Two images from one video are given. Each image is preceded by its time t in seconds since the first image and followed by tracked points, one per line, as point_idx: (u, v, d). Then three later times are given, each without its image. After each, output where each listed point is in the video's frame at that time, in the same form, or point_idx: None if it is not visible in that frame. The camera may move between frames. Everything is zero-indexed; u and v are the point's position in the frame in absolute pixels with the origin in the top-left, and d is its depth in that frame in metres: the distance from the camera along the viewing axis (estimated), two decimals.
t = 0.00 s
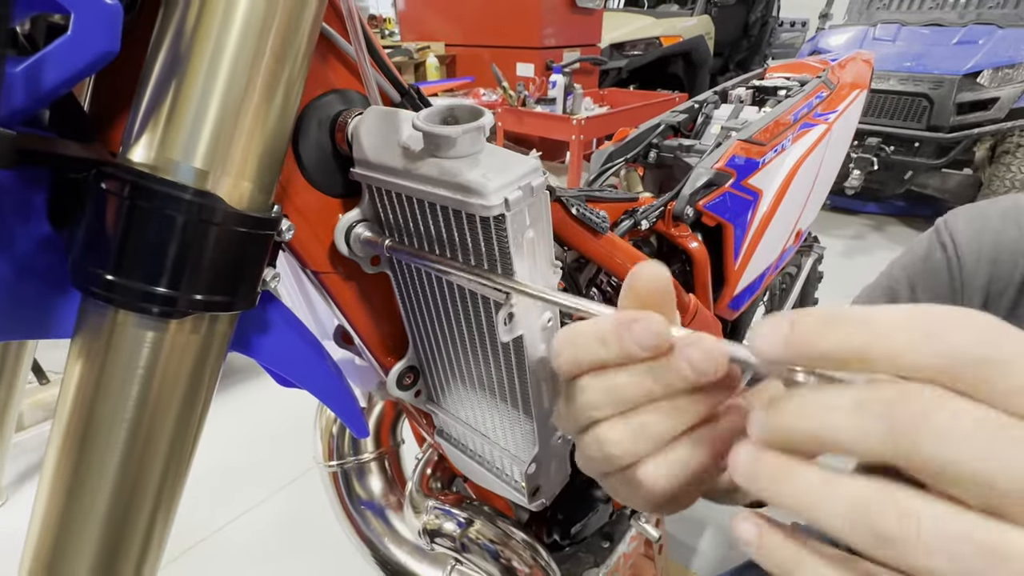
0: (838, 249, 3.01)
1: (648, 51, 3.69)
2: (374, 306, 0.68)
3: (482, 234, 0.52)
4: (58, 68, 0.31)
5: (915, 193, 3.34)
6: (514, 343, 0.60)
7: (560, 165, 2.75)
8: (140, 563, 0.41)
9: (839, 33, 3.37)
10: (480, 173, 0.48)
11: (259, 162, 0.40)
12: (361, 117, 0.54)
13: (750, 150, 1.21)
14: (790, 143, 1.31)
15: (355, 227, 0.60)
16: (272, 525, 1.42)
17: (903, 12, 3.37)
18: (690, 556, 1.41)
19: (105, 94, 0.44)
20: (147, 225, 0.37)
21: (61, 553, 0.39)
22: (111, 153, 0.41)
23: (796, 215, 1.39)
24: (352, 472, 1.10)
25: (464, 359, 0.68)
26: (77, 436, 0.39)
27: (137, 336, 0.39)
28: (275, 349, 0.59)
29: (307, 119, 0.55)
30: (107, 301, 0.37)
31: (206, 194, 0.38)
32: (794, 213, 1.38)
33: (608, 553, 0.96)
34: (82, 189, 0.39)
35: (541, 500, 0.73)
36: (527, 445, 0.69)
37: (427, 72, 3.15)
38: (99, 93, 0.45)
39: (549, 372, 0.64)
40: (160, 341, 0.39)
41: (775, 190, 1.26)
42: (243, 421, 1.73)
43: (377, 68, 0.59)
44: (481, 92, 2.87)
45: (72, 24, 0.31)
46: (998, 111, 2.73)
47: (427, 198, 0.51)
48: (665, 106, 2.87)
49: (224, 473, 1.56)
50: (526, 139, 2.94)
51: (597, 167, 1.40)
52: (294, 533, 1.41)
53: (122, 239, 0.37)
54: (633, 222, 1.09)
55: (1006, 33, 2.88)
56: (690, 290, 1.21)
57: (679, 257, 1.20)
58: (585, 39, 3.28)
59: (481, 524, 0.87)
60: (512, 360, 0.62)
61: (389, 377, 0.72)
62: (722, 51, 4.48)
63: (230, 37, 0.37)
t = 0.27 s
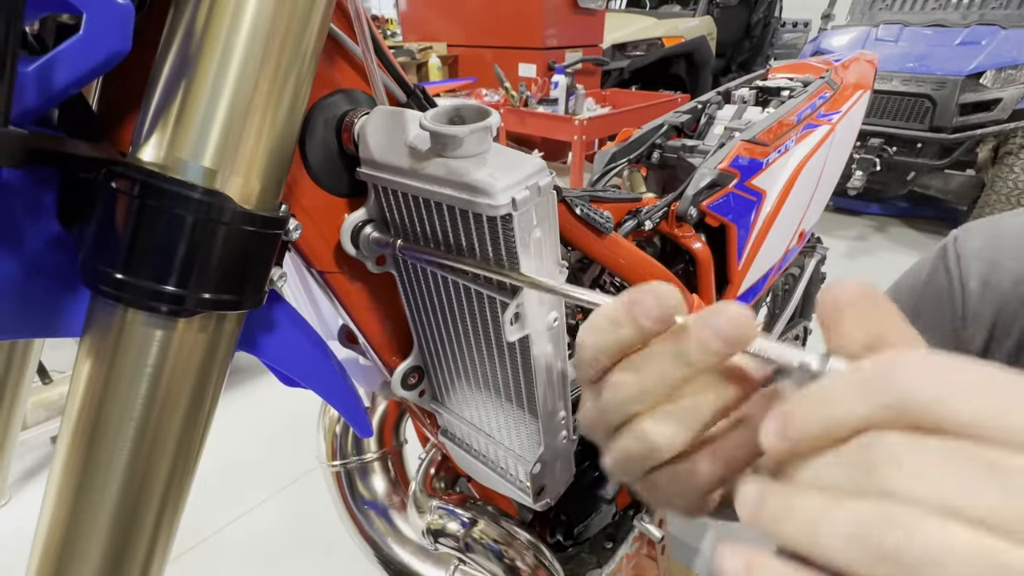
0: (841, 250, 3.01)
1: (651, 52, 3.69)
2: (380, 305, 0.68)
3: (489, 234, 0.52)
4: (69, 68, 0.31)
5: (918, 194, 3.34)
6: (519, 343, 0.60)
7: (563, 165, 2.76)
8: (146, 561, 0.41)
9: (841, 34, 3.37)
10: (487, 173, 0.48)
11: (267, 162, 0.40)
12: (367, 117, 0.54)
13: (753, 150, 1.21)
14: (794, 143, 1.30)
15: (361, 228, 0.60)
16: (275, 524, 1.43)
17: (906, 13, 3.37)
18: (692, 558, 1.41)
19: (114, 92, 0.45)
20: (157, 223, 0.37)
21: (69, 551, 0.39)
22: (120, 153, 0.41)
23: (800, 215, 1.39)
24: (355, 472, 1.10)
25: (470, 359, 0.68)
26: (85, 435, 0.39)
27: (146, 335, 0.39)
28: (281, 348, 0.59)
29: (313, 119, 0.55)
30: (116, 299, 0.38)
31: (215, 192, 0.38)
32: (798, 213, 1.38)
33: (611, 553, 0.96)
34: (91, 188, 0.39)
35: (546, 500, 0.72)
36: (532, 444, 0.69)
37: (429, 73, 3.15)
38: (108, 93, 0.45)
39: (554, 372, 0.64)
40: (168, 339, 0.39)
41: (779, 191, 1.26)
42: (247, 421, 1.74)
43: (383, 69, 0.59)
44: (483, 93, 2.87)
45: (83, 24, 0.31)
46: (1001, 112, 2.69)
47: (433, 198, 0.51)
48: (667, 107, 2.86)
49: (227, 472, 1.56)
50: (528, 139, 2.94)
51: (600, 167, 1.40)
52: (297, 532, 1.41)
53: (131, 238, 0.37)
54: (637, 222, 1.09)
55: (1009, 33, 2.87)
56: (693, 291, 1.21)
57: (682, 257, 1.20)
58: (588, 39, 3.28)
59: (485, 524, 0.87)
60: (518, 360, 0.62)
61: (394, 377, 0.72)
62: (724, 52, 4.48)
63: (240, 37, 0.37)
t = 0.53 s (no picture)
0: (843, 251, 3.00)
1: (651, 53, 3.70)
2: (381, 305, 0.68)
3: (490, 233, 0.52)
4: (72, 65, 0.31)
5: (919, 195, 3.33)
6: (521, 343, 0.60)
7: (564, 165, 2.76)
8: (147, 560, 0.41)
9: (842, 34, 3.36)
10: (489, 172, 0.48)
11: (269, 161, 0.40)
12: (369, 116, 0.54)
13: (755, 151, 1.21)
14: (795, 143, 1.30)
15: (362, 227, 0.60)
16: (275, 524, 1.42)
17: (907, 14, 3.37)
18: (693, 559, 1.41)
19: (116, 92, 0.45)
20: (159, 222, 0.37)
21: (71, 548, 0.39)
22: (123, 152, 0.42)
23: (801, 216, 1.39)
24: (356, 472, 1.10)
25: (471, 359, 0.68)
26: (87, 434, 0.39)
27: (147, 334, 0.39)
28: (282, 347, 0.59)
29: (315, 118, 0.55)
30: (117, 298, 0.37)
31: (217, 191, 0.38)
32: (799, 214, 1.37)
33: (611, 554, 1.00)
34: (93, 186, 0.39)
35: (548, 500, 0.72)
36: (534, 444, 0.69)
37: (430, 73, 3.15)
38: (109, 93, 0.45)
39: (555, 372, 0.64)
40: (170, 338, 0.39)
41: (780, 191, 1.26)
42: (248, 420, 1.74)
43: (385, 68, 0.59)
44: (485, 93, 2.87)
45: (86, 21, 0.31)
46: (1003, 112, 2.70)
47: (435, 197, 0.51)
48: (668, 107, 2.86)
49: (228, 471, 1.56)
50: (530, 139, 2.94)
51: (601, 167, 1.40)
52: (297, 532, 1.41)
53: (134, 237, 0.37)
54: (638, 222, 1.10)
55: (1010, 34, 2.87)
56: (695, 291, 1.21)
57: (683, 257, 1.20)
58: (588, 40, 3.28)
59: (487, 525, 0.87)
60: (520, 360, 0.62)
61: (394, 377, 0.71)
62: (725, 53, 4.47)
63: (242, 35, 0.37)
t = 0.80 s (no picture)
0: (844, 251, 3.00)
1: (653, 53, 3.70)
2: (387, 306, 0.68)
3: (498, 234, 0.52)
4: (85, 67, 0.31)
5: (921, 195, 3.33)
6: (528, 344, 0.60)
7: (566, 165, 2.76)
8: (157, 559, 0.41)
9: (844, 34, 3.36)
10: (498, 172, 0.48)
11: (279, 162, 0.40)
12: (376, 116, 0.54)
13: (760, 151, 1.21)
14: (799, 144, 1.30)
15: (370, 228, 0.60)
16: (279, 524, 1.42)
17: (909, 14, 3.36)
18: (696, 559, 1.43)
19: (125, 92, 0.45)
20: (170, 223, 0.37)
21: (82, 548, 0.39)
22: (133, 154, 0.42)
23: (805, 216, 1.39)
24: (360, 472, 1.10)
25: (477, 359, 0.68)
26: (97, 435, 0.39)
27: (158, 335, 0.39)
28: (288, 348, 0.59)
29: (322, 119, 0.55)
30: (129, 298, 0.38)
31: (227, 192, 0.38)
32: (803, 214, 1.37)
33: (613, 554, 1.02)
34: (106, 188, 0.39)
35: (554, 501, 0.72)
36: (540, 445, 0.69)
37: (431, 73, 3.15)
38: (118, 94, 0.45)
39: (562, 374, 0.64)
40: (180, 339, 0.39)
41: (784, 191, 1.26)
42: (252, 419, 1.74)
43: (393, 70, 0.59)
44: (486, 93, 2.87)
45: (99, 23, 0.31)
46: (1005, 112, 2.73)
47: (443, 198, 0.51)
48: (670, 107, 2.86)
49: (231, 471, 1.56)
50: (531, 139, 2.94)
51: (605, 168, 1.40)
52: (301, 531, 1.41)
53: (144, 238, 0.37)
54: (643, 223, 1.09)
55: (1013, 33, 2.86)
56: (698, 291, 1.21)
57: (688, 257, 1.20)
58: (590, 39, 3.28)
59: (492, 525, 0.87)
60: (527, 360, 0.62)
61: (400, 377, 0.72)
62: (726, 52, 4.46)
63: (253, 37, 0.37)
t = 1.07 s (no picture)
0: (844, 251, 3.00)
1: (653, 53, 3.70)
2: (399, 307, 0.68)
3: (517, 234, 0.52)
4: (109, 65, 0.31)
5: (920, 195, 3.33)
6: (543, 344, 0.60)
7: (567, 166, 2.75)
8: (174, 561, 0.41)
9: (844, 34, 3.36)
10: (518, 173, 0.48)
11: (299, 162, 0.40)
12: (392, 116, 0.54)
13: (767, 151, 1.21)
14: (804, 144, 1.30)
15: (383, 228, 0.60)
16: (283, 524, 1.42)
17: (909, 14, 3.37)
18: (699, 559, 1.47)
19: (141, 92, 0.44)
20: (190, 223, 0.37)
21: (99, 550, 0.39)
22: (151, 155, 0.41)
23: (810, 217, 1.39)
24: (366, 473, 1.09)
25: (490, 359, 0.68)
26: (116, 436, 0.39)
27: (177, 336, 0.38)
28: (301, 349, 0.58)
29: (337, 119, 0.54)
30: (149, 299, 0.37)
31: (248, 192, 0.38)
32: (808, 214, 1.37)
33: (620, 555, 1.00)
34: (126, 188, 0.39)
35: (567, 503, 0.73)
36: (554, 446, 0.69)
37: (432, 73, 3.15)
38: (134, 94, 0.45)
39: (576, 374, 0.64)
40: (199, 340, 0.39)
41: (790, 191, 1.26)
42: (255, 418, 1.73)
43: (408, 71, 0.59)
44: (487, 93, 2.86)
45: (125, 21, 0.31)
46: (1004, 112, 2.71)
47: (460, 197, 0.51)
48: (671, 108, 2.86)
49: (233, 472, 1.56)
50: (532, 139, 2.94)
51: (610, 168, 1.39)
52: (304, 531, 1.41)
53: (165, 239, 0.37)
54: (650, 223, 1.09)
55: (1012, 34, 2.87)
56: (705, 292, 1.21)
57: (694, 258, 1.20)
58: (591, 39, 3.27)
59: (501, 525, 0.87)
60: (542, 360, 0.62)
61: (411, 379, 0.71)
62: (726, 52, 4.46)
63: (275, 36, 0.36)
